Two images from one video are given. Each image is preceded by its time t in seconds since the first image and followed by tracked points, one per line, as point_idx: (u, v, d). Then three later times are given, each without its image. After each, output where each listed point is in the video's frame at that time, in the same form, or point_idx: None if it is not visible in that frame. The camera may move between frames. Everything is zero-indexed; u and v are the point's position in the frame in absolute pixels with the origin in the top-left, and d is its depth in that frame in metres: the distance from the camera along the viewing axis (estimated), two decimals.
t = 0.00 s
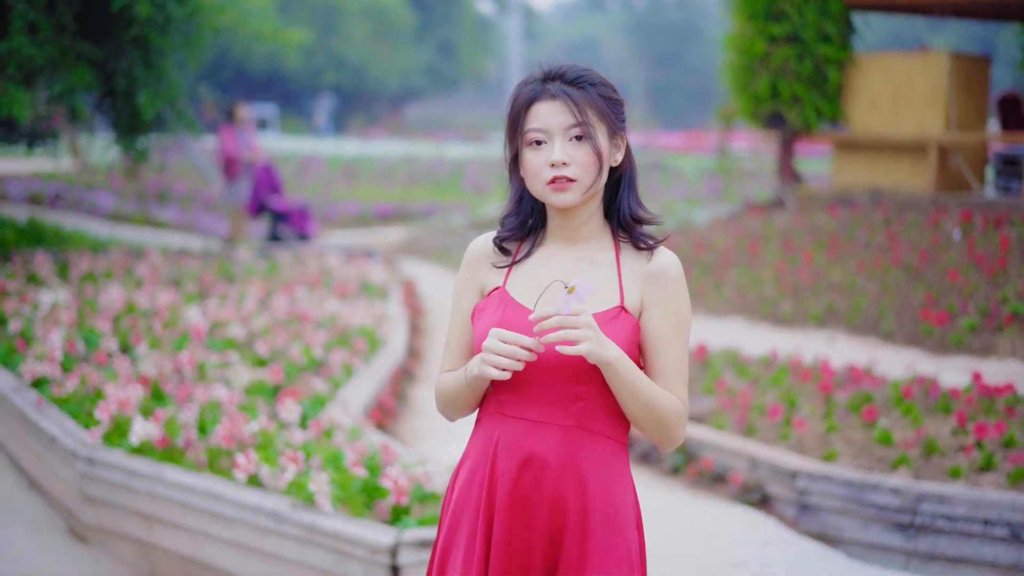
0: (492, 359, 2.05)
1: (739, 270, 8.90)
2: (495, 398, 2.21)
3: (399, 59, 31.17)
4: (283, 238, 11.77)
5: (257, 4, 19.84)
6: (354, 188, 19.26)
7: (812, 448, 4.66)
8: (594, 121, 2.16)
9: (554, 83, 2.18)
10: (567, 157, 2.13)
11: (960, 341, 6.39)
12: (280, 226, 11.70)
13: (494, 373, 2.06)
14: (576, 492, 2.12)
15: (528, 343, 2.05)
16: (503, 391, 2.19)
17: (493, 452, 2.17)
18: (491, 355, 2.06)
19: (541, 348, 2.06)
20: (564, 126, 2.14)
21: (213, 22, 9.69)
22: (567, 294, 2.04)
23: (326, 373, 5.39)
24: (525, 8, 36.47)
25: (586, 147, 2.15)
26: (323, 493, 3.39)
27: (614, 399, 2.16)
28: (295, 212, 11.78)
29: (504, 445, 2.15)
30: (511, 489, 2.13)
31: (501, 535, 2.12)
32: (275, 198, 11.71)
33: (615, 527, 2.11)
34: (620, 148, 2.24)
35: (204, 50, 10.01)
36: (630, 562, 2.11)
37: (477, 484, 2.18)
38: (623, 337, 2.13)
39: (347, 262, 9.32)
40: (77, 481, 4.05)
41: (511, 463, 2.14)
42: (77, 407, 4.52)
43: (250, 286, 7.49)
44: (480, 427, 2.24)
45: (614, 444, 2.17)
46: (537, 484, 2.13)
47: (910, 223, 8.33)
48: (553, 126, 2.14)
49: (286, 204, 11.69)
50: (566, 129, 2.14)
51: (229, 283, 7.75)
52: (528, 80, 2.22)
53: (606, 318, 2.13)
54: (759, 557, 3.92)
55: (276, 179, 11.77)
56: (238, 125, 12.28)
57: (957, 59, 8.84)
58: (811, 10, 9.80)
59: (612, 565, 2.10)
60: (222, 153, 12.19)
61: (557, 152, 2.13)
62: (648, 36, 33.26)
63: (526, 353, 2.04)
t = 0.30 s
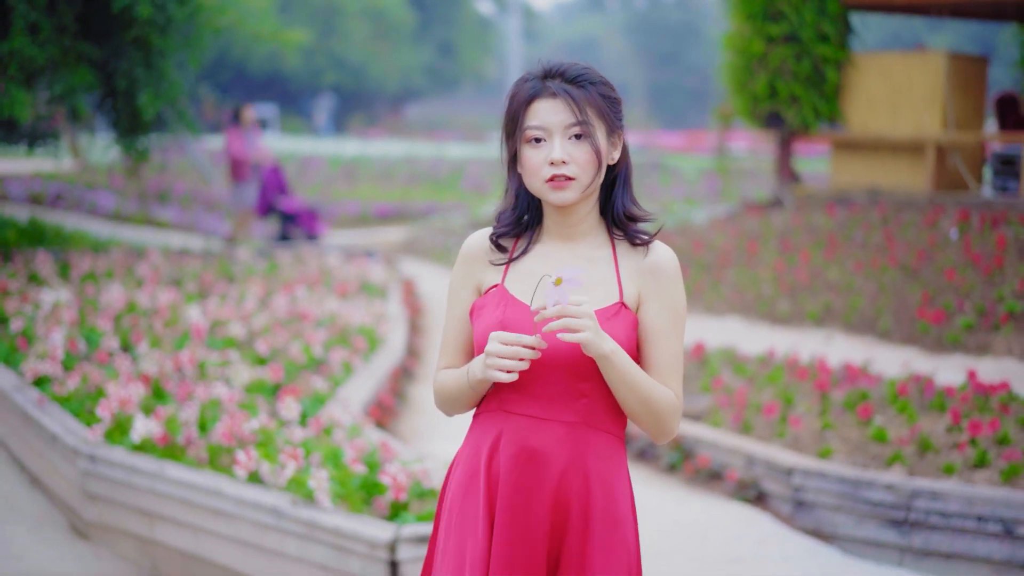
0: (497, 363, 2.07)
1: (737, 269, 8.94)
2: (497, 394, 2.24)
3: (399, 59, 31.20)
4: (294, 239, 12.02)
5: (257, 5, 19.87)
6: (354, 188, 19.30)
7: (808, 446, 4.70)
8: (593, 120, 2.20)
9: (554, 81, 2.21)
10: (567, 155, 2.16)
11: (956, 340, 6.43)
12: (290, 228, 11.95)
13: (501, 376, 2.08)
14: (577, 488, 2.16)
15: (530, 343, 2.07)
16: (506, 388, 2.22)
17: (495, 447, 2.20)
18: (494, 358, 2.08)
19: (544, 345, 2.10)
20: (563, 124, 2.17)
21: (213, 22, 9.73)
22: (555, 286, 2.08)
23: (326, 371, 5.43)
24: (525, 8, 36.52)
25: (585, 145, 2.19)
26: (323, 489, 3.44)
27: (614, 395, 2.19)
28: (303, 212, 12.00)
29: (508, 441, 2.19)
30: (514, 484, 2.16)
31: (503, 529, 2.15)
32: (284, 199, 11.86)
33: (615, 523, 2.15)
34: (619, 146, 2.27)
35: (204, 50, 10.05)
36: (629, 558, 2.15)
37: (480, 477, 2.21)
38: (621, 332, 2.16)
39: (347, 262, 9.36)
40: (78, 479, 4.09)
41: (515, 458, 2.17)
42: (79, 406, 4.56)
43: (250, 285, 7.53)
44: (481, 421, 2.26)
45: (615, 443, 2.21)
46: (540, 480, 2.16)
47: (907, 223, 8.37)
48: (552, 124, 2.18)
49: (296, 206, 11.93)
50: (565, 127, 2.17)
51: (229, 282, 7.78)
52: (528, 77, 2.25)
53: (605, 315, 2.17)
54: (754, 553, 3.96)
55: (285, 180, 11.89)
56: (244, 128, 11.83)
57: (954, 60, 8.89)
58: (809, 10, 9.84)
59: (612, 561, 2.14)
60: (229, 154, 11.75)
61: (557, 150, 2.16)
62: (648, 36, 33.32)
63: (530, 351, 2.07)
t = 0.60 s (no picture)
0: (502, 364, 2.09)
1: (735, 268, 8.99)
2: (498, 392, 2.25)
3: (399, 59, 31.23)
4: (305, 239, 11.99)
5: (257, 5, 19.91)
6: (354, 187, 19.34)
7: (802, 442, 4.75)
8: (589, 122, 2.24)
9: (551, 82, 2.25)
10: (564, 156, 2.20)
11: (951, 338, 6.48)
12: (300, 228, 11.91)
13: (506, 376, 2.10)
14: (580, 484, 2.21)
15: (529, 341, 2.09)
16: (507, 386, 2.24)
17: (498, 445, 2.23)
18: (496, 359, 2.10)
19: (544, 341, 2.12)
20: (561, 125, 2.21)
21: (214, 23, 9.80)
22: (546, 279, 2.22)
23: (326, 369, 5.48)
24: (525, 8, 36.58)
25: (581, 147, 2.23)
26: (322, 484, 3.49)
27: (610, 392, 2.24)
28: (315, 213, 11.97)
29: (511, 438, 2.21)
30: (517, 479, 2.19)
31: (506, 525, 2.18)
32: (295, 199, 11.88)
33: (613, 518, 2.21)
34: (613, 146, 2.31)
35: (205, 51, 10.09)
36: (627, 550, 2.22)
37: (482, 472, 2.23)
38: (617, 328, 2.21)
39: (347, 261, 9.40)
40: (81, 475, 4.13)
41: (518, 455, 2.20)
42: (81, 403, 4.60)
43: (250, 284, 7.57)
44: (480, 417, 2.28)
45: (613, 439, 2.26)
46: (543, 476, 2.19)
47: (904, 222, 8.41)
48: (550, 125, 2.21)
49: (306, 206, 11.91)
50: (563, 129, 2.21)
51: (229, 281, 7.83)
52: (524, 78, 2.28)
53: (603, 315, 2.21)
54: (749, 548, 4.00)
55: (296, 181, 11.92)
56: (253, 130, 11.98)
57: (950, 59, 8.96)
58: (807, 11, 9.91)
59: (610, 555, 2.19)
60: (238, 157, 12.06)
61: (554, 151, 2.20)
62: (647, 36, 33.38)
63: (531, 349, 2.08)
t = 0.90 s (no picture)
0: (502, 360, 2.11)
1: (733, 268, 9.03)
2: (497, 392, 2.28)
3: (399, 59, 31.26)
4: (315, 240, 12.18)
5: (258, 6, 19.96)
6: (354, 187, 19.39)
7: (798, 439, 4.79)
8: (585, 124, 2.27)
9: (548, 83, 2.27)
10: (561, 159, 2.24)
11: (947, 336, 6.52)
12: (309, 228, 12.08)
13: (506, 370, 2.12)
14: (580, 479, 2.25)
15: (527, 334, 2.11)
16: (506, 385, 2.27)
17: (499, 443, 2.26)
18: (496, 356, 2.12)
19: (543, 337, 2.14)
20: (558, 128, 2.25)
21: (215, 24, 9.85)
22: (539, 276, 2.24)
23: (326, 367, 5.53)
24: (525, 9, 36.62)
25: (577, 149, 2.26)
26: (323, 481, 3.56)
27: (606, 389, 2.29)
28: (324, 214, 12.13)
29: (512, 435, 2.25)
30: (519, 476, 2.23)
31: (508, 521, 2.21)
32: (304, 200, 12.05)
33: (612, 513, 2.25)
34: (607, 146, 2.35)
35: (206, 51, 10.13)
36: (625, 544, 2.27)
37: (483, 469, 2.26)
38: (615, 325, 2.25)
39: (347, 261, 9.44)
40: (84, 472, 4.18)
41: (518, 451, 2.23)
42: (84, 400, 4.66)
43: (251, 283, 7.62)
44: (479, 415, 2.31)
45: (610, 437, 2.31)
46: (544, 472, 2.23)
47: (902, 221, 8.45)
48: (547, 127, 2.25)
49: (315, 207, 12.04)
50: (559, 131, 2.25)
51: (230, 280, 7.88)
52: (521, 77, 2.30)
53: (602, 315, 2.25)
54: (745, 544, 4.05)
55: (306, 183, 12.07)
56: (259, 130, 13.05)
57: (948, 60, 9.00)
58: (805, 11, 9.95)
59: (610, 549, 2.23)
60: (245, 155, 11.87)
61: (551, 154, 2.24)
62: (647, 36, 33.44)
63: (528, 342, 2.10)
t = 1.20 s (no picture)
0: (504, 357, 2.13)
1: (731, 267, 9.08)
2: (496, 392, 2.31)
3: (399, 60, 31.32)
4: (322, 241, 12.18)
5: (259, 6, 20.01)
6: (355, 187, 19.43)
7: (795, 436, 4.84)
8: (580, 125, 2.31)
9: (544, 85, 2.31)
10: (556, 160, 2.28)
11: (944, 335, 6.56)
12: (317, 227, 12.04)
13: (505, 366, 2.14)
14: (579, 474, 2.28)
15: (531, 333, 2.14)
16: (506, 384, 2.29)
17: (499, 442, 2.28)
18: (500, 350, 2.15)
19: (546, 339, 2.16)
20: (553, 129, 2.29)
21: (216, 24, 9.90)
22: (542, 274, 2.29)
23: (327, 365, 5.57)
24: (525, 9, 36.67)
25: (572, 151, 2.31)
26: (324, 476, 3.59)
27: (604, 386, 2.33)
28: (333, 215, 12.08)
29: (512, 434, 2.28)
30: (520, 474, 2.26)
31: (510, 518, 2.24)
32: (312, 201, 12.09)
33: (611, 508, 2.29)
34: (602, 148, 2.39)
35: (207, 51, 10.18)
36: (623, 536, 2.31)
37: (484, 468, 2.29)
38: (613, 323, 2.29)
39: (347, 260, 9.48)
40: (87, 468, 4.22)
41: (519, 449, 2.26)
42: (87, 398, 4.70)
43: (252, 282, 7.66)
44: (478, 413, 2.33)
45: (607, 432, 2.35)
46: (544, 469, 2.26)
47: (899, 221, 8.50)
48: (543, 128, 2.28)
49: (323, 207, 12.03)
50: (555, 132, 2.29)
51: (232, 279, 7.92)
52: (518, 79, 2.34)
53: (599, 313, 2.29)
54: (741, 540, 4.09)
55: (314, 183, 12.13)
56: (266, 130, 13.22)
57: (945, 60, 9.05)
58: (803, 12, 10.01)
59: (609, 543, 2.28)
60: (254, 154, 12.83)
61: (547, 155, 2.27)
62: (647, 36, 33.49)
63: (531, 341, 2.13)
